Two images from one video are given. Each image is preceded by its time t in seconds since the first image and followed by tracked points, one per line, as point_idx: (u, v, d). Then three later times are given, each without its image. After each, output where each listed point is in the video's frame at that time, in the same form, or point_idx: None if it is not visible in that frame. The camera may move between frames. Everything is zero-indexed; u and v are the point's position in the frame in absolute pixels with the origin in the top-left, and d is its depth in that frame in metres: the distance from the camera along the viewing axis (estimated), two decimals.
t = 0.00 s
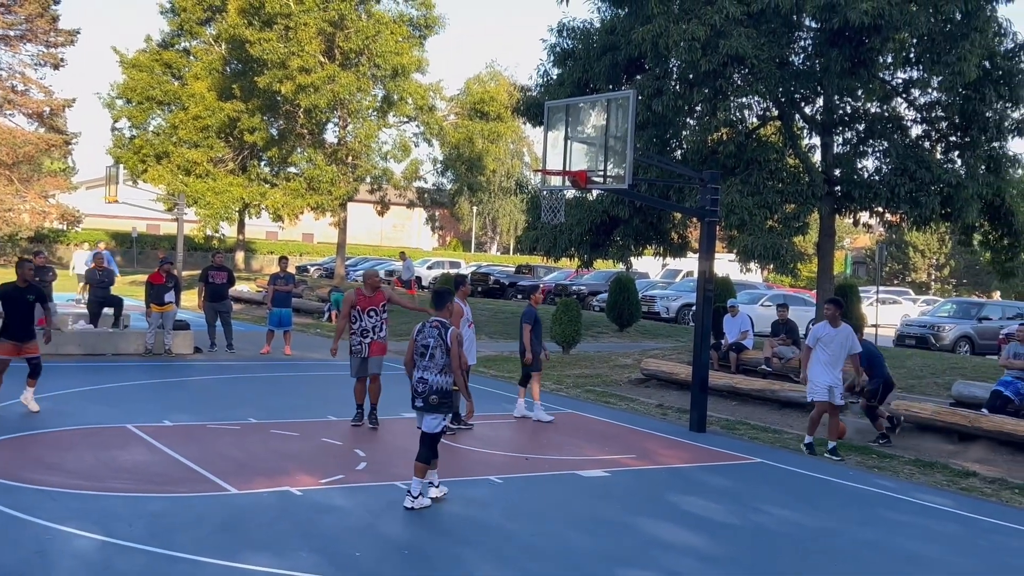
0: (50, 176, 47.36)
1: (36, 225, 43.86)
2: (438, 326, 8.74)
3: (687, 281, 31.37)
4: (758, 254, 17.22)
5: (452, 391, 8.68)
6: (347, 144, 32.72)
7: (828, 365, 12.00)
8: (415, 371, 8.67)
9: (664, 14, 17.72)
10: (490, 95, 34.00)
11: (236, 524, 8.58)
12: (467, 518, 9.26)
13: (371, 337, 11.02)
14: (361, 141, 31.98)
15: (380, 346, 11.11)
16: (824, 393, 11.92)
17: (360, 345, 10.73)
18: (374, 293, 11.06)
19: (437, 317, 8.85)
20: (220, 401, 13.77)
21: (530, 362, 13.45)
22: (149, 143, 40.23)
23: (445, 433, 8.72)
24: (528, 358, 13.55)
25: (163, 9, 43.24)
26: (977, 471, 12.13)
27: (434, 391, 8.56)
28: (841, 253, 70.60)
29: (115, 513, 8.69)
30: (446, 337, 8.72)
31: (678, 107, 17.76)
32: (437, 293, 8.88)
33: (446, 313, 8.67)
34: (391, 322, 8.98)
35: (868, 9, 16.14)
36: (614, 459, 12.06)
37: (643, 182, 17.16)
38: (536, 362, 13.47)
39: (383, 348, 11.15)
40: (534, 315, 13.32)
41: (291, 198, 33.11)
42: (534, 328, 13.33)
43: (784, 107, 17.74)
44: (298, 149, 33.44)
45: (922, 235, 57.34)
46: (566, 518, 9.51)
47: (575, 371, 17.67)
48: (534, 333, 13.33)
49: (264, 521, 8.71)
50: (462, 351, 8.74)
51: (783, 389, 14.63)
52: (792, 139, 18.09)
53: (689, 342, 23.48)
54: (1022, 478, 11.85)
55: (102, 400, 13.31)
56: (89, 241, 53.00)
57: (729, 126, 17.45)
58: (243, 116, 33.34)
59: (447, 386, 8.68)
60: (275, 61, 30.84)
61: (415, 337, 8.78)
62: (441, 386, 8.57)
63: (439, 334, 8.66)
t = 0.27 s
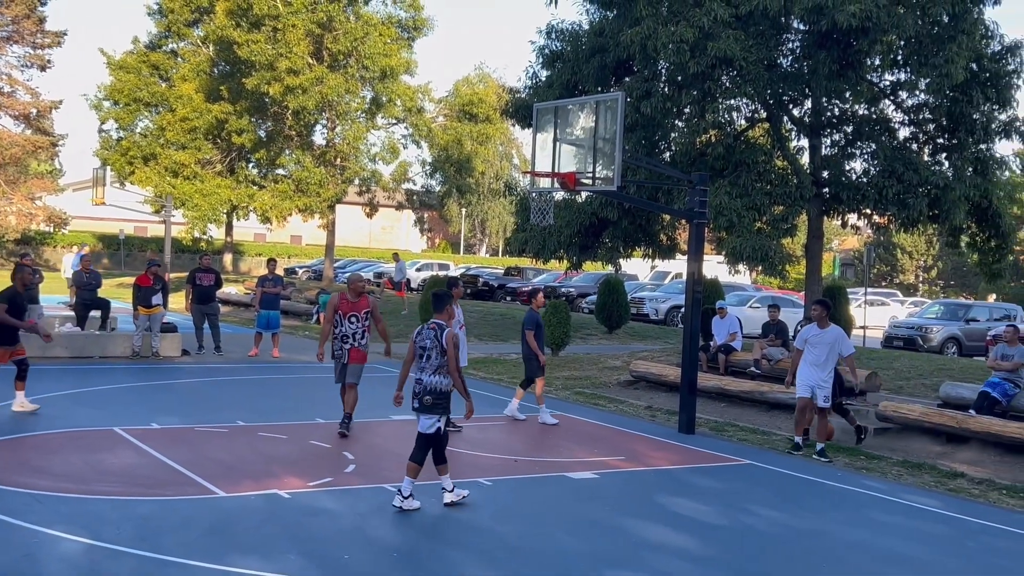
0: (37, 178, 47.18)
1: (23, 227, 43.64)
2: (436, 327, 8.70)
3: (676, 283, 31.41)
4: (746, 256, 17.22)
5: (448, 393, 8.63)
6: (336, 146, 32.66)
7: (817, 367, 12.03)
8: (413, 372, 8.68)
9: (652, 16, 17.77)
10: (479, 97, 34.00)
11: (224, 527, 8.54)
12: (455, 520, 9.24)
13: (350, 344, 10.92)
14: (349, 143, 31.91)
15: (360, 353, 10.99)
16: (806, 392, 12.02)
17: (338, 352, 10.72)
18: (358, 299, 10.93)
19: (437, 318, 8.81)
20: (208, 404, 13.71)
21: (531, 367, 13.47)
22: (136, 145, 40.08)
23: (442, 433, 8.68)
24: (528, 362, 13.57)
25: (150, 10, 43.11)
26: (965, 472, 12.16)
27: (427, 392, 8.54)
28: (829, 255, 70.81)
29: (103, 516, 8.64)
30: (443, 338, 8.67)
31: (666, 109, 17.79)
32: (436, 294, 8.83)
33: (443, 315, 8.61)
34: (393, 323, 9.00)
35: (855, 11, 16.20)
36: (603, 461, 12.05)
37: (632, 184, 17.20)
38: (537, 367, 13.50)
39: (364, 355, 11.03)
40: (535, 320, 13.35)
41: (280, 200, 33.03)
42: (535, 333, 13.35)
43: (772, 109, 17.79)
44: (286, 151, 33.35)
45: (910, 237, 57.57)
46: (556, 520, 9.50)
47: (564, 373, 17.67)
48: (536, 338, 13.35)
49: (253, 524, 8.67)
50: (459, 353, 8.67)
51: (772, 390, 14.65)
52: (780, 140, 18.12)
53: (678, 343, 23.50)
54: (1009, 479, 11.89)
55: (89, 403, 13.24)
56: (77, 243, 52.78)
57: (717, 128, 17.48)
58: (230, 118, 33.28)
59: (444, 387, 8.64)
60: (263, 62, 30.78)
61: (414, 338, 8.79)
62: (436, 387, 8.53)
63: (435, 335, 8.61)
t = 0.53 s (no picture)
0: (23, 181, 46.98)
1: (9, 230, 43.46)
2: (442, 325, 8.66)
3: (664, 283, 31.46)
4: (734, 256, 17.24)
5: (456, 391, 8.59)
6: (324, 148, 32.60)
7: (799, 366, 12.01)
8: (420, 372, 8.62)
9: (640, 17, 17.83)
10: (467, 98, 34.00)
11: (212, 530, 8.49)
12: (445, 521, 9.21)
13: (337, 343, 10.82)
14: (337, 144, 31.87)
15: (345, 353, 10.93)
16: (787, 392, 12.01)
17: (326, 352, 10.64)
18: (345, 298, 10.86)
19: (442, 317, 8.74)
20: (196, 406, 13.66)
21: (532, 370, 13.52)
22: (123, 147, 39.96)
23: (449, 432, 8.66)
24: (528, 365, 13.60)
25: (136, 12, 42.98)
26: (953, 471, 12.20)
27: (435, 392, 8.49)
28: (817, 255, 71.05)
29: (90, 520, 8.59)
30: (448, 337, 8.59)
31: (654, 109, 17.83)
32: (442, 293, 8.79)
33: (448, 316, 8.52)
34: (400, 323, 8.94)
35: (842, 12, 16.27)
36: (593, 462, 12.04)
37: (620, 185, 17.26)
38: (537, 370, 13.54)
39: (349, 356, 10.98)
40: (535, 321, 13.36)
41: (267, 202, 32.96)
42: (536, 336, 13.37)
43: (759, 109, 17.83)
44: (274, 152, 33.28)
45: (897, 237, 57.85)
46: (544, 521, 9.48)
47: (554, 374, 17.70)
48: (536, 341, 13.37)
49: (241, 527, 8.63)
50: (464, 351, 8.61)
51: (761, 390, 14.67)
52: (768, 140, 18.14)
53: (666, 344, 23.56)
54: (996, 478, 11.93)
55: (76, 407, 13.17)
56: (64, 246, 52.58)
57: (705, 129, 17.51)
58: (217, 120, 33.23)
59: (451, 386, 8.60)
60: (250, 64, 30.73)
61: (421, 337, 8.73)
62: (443, 387, 8.49)
63: (439, 335, 8.54)
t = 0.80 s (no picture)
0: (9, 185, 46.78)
1: None
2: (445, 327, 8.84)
3: (653, 283, 31.52)
4: (723, 255, 17.28)
5: (463, 390, 8.77)
6: (311, 149, 32.55)
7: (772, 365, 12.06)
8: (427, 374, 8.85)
9: (627, 17, 17.88)
10: (455, 99, 33.99)
11: (202, 533, 8.46)
12: (435, 522, 9.20)
13: (319, 348, 10.46)
14: (325, 146, 31.82)
15: (331, 357, 10.56)
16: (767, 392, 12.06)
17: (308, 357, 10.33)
18: (327, 301, 10.47)
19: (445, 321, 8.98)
20: (186, 409, 13.63)
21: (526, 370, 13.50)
22: (109, 150, 39.84)
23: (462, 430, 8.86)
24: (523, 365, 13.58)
25: (122, 14, 42.86)
26: (941, 468, 12.25)
27: (442, 393, 8.71)
28: (805, 253, 71.26)
29: (79, 524, 8.55)
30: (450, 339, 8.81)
31: (642, 109, 17.86)
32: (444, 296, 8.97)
33: (447, 317, 8.77)
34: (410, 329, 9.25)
35: (828, 11, 16.33)
36: (583, 461, 12.05)
37: (608, 186, 17.31)
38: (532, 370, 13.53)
39: (337, 360, 10.60)
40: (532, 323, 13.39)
41: (255, 204, 32.90)
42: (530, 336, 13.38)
43: (747, 109, 17.88)
44: (261, 154, 33.22)
45: (885, 235, 58.10)
46: (535, 521, 9.48)
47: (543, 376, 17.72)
48: (530, 341, 13.37)
49: (231, 530, 8.60)
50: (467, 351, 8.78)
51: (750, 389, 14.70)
52: (755, 140, 18.18)
53: (655, 343, 23.61)
54: (985, 474, 11.99)
55: (65, 411, 13.12)
56: (51, 249, 52.37)
57: (692, 128, 17.56)
58: (204, 122, 33.17)
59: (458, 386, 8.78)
60: (237, 66, 30.68)
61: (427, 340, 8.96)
62: (448, 388, 8.68)
63: (442, 337, 8.78)
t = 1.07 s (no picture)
0: None
1: None
2: (456, 329, 8.85)
3: (643, 281, 31.55)
4: (712, 253, 17.31)
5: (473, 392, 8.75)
6: (300, 150, 32.49)
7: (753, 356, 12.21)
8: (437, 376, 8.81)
9: (614, 16, 17.92)
10: (443, 99, 33.95)
11: (192, 535, 8.43)
12: (427, 523, 9.18)
13: (303, 354, 10.24)
14: (314, 147, 31.76)
15: (315, 362, 10.38)
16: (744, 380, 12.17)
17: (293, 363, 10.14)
18: (308, 305, 10.27)
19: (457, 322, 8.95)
20: (176, 412, 13.60)
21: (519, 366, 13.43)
22: (97, 153, 39.72)
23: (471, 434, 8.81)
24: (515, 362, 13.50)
25: (109, 16, 42.72)
26: (931, 463, 12.29)
27: (453, 395, 8.67)
28: (794, 250, 71.42)
29: (69, 528, 8.52)
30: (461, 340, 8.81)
31: (630, 108, 17.88)
32: (457, 298, 8.98)
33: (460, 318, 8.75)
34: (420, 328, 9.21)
35: (815, 8, 16.38)
36: (574, 460, 12.05)
37: (598, 184, 17.34)
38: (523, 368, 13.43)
39: (320, 365, 10.42)
40: (528, 321, 13.37)
41: (244, 206, 32.84)
42: (520, 332, 13.35)
43: (735, 106, 17.92)
44: (250, 156, 33.15)
45: (873, 231, 58.32)
46: (527, 520, 9.46)
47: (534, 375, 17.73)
48: (521, 338, 13.33)
49: (223, 532, 8.58)
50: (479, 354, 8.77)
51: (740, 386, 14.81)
52: (744, 137, 18.21)
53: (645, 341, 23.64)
54: (975, 469, 12.02)
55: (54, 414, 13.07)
56: (40, 253, 52.18)
57: (681, 126, 17.60)
58: (193, 124, 33.13)
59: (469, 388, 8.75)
60: (225, 67, 30.62)
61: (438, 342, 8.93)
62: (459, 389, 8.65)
63: (452, 338, 8.76)
